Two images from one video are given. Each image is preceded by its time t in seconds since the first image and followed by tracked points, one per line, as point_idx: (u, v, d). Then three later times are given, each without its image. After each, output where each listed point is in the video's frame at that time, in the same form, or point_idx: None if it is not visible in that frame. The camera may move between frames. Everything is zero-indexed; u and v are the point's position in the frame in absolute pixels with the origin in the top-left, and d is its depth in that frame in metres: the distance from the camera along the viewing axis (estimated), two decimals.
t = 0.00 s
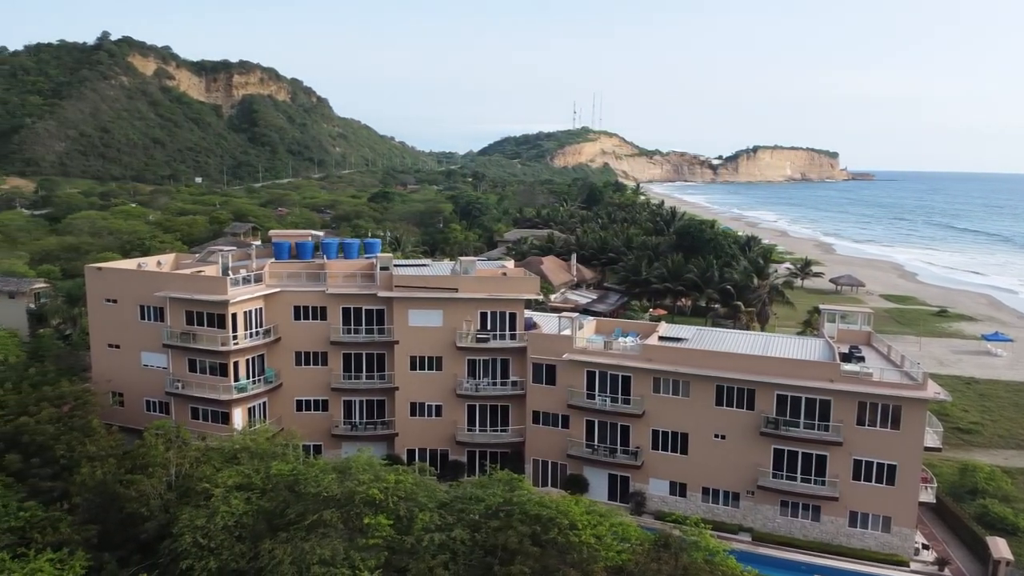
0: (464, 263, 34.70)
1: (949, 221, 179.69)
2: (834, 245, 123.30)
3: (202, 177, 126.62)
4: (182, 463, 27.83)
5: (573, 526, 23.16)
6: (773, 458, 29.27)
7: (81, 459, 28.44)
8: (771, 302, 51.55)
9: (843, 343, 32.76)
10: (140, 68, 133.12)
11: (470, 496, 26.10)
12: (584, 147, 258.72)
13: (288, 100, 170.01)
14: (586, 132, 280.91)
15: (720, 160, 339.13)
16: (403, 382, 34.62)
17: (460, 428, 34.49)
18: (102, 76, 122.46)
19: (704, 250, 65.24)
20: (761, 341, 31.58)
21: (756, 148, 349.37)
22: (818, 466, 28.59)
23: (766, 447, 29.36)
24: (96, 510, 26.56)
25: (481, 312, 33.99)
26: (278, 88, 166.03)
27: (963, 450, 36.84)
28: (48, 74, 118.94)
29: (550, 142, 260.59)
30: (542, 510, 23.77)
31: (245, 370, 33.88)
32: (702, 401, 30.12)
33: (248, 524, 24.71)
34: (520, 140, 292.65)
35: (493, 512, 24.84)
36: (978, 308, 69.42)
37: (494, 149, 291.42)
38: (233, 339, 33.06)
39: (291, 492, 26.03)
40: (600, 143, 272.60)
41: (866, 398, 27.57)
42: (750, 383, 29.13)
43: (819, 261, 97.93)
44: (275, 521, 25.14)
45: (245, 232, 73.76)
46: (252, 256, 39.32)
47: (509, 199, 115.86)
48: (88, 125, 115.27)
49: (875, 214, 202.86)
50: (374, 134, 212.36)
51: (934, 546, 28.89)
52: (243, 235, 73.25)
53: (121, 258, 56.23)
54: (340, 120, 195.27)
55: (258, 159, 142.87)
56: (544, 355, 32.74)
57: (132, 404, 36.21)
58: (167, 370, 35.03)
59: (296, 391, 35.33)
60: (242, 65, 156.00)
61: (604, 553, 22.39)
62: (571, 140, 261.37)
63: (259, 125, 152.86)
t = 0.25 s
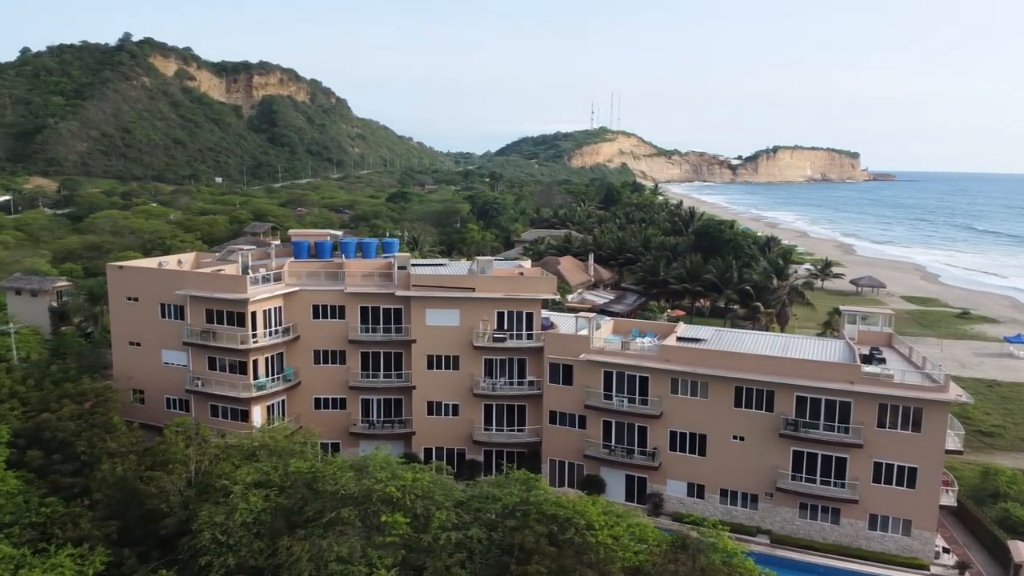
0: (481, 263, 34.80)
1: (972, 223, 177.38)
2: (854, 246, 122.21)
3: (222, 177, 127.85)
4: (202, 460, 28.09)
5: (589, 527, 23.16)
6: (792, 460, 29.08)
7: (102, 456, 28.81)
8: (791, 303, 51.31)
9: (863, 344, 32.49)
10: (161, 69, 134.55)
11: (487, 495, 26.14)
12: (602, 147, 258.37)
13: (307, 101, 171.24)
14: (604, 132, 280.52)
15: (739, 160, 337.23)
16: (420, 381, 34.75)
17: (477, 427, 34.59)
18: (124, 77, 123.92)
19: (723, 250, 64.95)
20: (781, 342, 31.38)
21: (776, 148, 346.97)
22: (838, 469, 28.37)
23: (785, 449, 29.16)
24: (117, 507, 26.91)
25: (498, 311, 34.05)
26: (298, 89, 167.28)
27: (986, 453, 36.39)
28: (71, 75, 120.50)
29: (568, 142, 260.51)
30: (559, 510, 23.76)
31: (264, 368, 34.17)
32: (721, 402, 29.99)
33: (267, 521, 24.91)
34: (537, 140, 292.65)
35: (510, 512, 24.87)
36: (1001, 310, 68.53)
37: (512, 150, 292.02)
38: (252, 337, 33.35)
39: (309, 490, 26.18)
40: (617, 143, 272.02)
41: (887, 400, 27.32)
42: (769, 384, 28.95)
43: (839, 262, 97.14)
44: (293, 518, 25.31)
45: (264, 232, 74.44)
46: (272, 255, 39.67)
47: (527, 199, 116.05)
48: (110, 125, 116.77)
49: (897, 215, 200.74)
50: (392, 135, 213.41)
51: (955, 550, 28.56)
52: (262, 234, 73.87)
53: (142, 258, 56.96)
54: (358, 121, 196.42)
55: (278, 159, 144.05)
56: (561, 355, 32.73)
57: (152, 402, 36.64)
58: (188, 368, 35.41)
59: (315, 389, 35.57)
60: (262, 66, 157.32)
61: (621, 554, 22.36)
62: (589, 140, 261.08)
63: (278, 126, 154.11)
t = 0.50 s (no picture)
0: (499, 262, 34.87)
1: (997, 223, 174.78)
2: (876, 246, 120.93)
3: (242, 177, 128.99)
4: (221, 457, 28.36)
5: (606, 527, 23.12)
6: (812, 462, 28.87)
7: (123, 452, 29.18)
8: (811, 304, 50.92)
9: (884, 346, 32.19)
10: (182, 70, 135.81)
11: (504, 495, 26.16)
12: (620, 147, 257.64)
13: (326, 101, 172.27)
14: (622, 132, 279.74)
15: (759, 160, 334.84)
16: (438, 379, 34.88)
17: (494, 427, 34.66)
18: (146, 77, 125.43)
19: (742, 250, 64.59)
20: (800, 343, 31.17)
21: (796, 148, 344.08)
22: (858, 471, 28.15)
23: (804, 451, 28.96)
24: (137, 502, 27.23)
25: (515, 311, 34.10)
26: (317, 90, 168.33)
27: (1009, 457, 35.90)
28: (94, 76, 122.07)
29: (586, 142, 260.10)
30: (576, 510, 23.74)
31: (283, 366, 34.42)
32: (739, 403, 29.84)
33: (285, 518, 25.12)
34: (555, 140, 292.36)
35: (526, 511, 24.90)
36: None
37: (530, 150, 292.04)
38: (272, 336, 33.62)
39: (327, 487, 26.36)
40: (635, 143, 271.13)
41: (908, 402, 27.04)
42: (788, 385, 28.77)
43: (860, 263, 96.21)
44: (311, 515, 25.47)
45: (284, 231, 75.08)
46: (291, 254, 39.96)
47: (544, 199, 116.03)
48: (132, 126, 118.23)
49: (919, 215, 198.27)
50: (411, 135, 214.15)
51: (976, 554, 28.23)
52: (281, 234, 74.49)
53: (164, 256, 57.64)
54: (377, 121, 197.35)
55: (297, 159, 145.10)
56: (579, 355, 32.73)
57: (173, 399, 37.04)
58: (207, 366, 35.75)
59: (333, 388, 35.79)
60: (282, 67, 158.53)
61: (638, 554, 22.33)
62: (607, 140, 260.49)
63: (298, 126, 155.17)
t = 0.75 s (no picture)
0: (516, 261, 34.93)
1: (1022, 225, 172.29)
2: (898, 247, 119.65)
3: (261, 177, 130.03)
4: (240, 454, 28.61)
5: (624, 527, 23.04)
6: (831, 464, 28.65)
7: (143, 448, 29.51)
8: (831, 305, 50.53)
9: (905, 347, 31.87)
10: (203, 71, 137.20)
11: (520, 494, 26.16)
12: (638, 147, 256.76)
13: (345, 101, 173.35)
14: (640, 132, 278.80)
15: (779, 160, 332.39)
16: (455, 379, 34.99)
17: (510, 426, 34.71)
18: (166, 78, 126.79)
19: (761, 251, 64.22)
20: (820, 344, 30.94)
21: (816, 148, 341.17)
22: (878, 473, 27.89)
23: (824, 453, 28.75)
24: (157, 499, 27.53)
25: (532, 310, 34.12)
26: (336, 90, 169.35)
27: None
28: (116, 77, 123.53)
29: (604, 142, 259.52)
30: (593, 510, 23.68)
31: (302, 364, 34.67)
32: (758, 404, 29.67)
33: (303, 515, 25.31)
34: (573, 140, 292.00)
35: (543, 510, 24.90)
36: None
37: (548, 150, 291.82)
38: (291, 334, 33.87)
39: (344, 484, 26.50)
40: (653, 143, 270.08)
41: (929, 404, 26.77)
42: (808, 387, 28.58)
43: (881, 264, 95.30)
44: (329, 512, 25.64)
45: (303, 230, 75.61)
46: (310, 253, 40.25)
47: (562, 199, 115.99)
48: (153, 126, 119.55)
49: (941, 216, 195.85)
50: (429, 135, 214.78)
51: (998, 558, 27.89)
52: (300, 233, 75.00)
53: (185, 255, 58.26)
54: (395, 122, 198.15)
55: (315, 159, 146.02)
56: (596, 355, 32.70)
57: (193, 396, 37.44)
58: (227, 363, 36.09)
59: (351, 386, 36.01)
60: (302, 67, 159.61)
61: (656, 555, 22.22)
62: (625, 140, 259.73)
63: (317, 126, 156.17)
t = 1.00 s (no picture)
0: (533, 261, 34.97)
1: None
2: (920, 248, 118.29)
3: (281, 177, 130.97)
4: (259, 451, 28.84)
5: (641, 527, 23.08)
6: (851, 466, 28.41)
7: (163, 445, 29.86)
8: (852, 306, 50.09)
9: (927, 349, 31.53)
10: (223, 71, 138.48)
11: (538, 493, 26.13)
12: (657, 147, 255.66)
13: (364, 102, 174.27)
14: (658, 131, 277.62)
15: (799, 160, 329.66)
16: (472, 378, 35.09)
17: (527, 425, 34.75)
18: (187, 78, 128.13)
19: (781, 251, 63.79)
20: (840, 345, 30.71)
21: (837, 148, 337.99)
22: (898, 476, 27.62)
23: (843, 454, 28.51)
24: (176, 495, 27.89)
25: (549, 310, 34.13)
26: (354, 91, 170.22)
27: None
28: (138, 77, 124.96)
29: (622, 142, 258.68)
30: (609, 510, 23.61)
31: (320, 362, 34.90)
32: (777, 405, 29.49)
33: (321, 512, 25.49)
34: (590, 140, 291.41)
35: (559, 510, 24.90)
36: None
37: (566, 150, 291.39)
38: (309, 332, 34.10)
39: (362, 481, 26.63)
40: (672, 143, 268.86)
41: (951, 406, 26.47)
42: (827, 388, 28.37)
43: (903, 265, 94.27)
44: (346, 510, 25.83)
45: (322, 229, 76.07)
46: (329, 252, 40.52)
47: (579, 199, 115.89)
48: (173, 126, 120.79)
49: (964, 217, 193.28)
50: (447, 135, 215.26)
51: (1019, 562, 27.55)
52: (319, 233, 75.49)
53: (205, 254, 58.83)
54: (413, 122, 198.78)
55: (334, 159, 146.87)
56: (613, 355, 32.66)
57: (212, 394, 37.83)
58: (246, 361, 36.43)
59: (369, 384, 36.21)
60: (321, 68, 160.62)
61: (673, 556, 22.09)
62: (644, 140, 258.73)
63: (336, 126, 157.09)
